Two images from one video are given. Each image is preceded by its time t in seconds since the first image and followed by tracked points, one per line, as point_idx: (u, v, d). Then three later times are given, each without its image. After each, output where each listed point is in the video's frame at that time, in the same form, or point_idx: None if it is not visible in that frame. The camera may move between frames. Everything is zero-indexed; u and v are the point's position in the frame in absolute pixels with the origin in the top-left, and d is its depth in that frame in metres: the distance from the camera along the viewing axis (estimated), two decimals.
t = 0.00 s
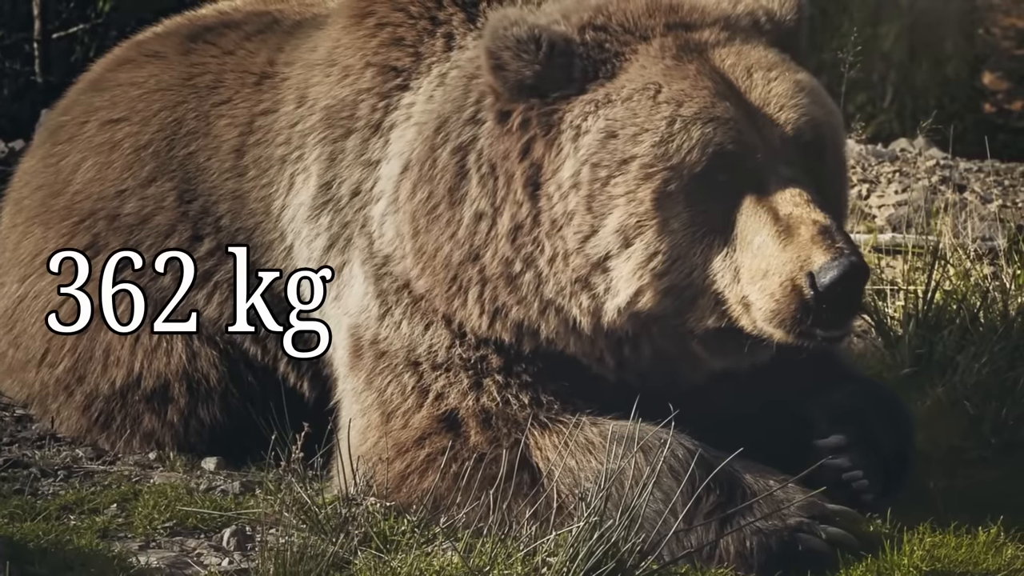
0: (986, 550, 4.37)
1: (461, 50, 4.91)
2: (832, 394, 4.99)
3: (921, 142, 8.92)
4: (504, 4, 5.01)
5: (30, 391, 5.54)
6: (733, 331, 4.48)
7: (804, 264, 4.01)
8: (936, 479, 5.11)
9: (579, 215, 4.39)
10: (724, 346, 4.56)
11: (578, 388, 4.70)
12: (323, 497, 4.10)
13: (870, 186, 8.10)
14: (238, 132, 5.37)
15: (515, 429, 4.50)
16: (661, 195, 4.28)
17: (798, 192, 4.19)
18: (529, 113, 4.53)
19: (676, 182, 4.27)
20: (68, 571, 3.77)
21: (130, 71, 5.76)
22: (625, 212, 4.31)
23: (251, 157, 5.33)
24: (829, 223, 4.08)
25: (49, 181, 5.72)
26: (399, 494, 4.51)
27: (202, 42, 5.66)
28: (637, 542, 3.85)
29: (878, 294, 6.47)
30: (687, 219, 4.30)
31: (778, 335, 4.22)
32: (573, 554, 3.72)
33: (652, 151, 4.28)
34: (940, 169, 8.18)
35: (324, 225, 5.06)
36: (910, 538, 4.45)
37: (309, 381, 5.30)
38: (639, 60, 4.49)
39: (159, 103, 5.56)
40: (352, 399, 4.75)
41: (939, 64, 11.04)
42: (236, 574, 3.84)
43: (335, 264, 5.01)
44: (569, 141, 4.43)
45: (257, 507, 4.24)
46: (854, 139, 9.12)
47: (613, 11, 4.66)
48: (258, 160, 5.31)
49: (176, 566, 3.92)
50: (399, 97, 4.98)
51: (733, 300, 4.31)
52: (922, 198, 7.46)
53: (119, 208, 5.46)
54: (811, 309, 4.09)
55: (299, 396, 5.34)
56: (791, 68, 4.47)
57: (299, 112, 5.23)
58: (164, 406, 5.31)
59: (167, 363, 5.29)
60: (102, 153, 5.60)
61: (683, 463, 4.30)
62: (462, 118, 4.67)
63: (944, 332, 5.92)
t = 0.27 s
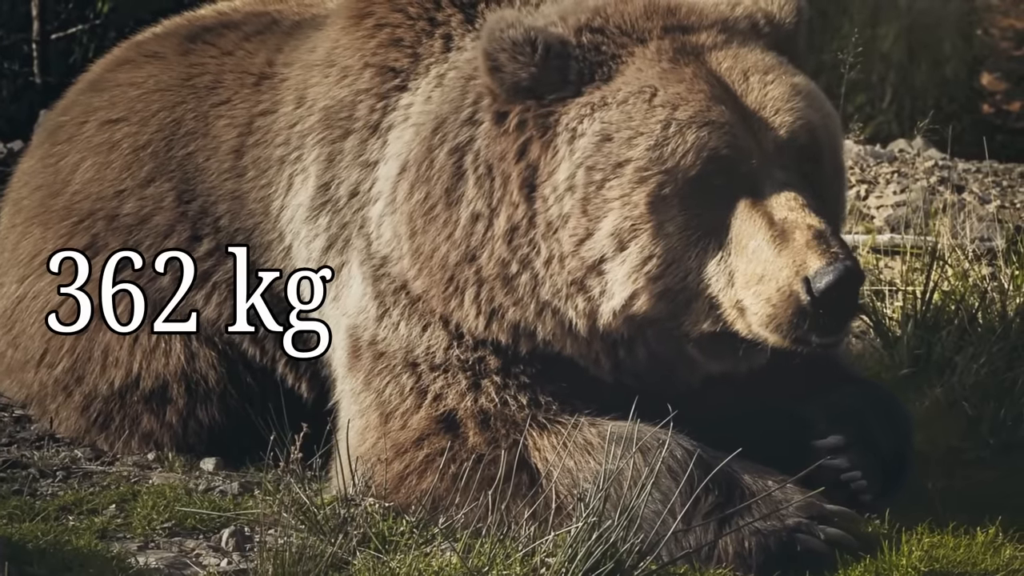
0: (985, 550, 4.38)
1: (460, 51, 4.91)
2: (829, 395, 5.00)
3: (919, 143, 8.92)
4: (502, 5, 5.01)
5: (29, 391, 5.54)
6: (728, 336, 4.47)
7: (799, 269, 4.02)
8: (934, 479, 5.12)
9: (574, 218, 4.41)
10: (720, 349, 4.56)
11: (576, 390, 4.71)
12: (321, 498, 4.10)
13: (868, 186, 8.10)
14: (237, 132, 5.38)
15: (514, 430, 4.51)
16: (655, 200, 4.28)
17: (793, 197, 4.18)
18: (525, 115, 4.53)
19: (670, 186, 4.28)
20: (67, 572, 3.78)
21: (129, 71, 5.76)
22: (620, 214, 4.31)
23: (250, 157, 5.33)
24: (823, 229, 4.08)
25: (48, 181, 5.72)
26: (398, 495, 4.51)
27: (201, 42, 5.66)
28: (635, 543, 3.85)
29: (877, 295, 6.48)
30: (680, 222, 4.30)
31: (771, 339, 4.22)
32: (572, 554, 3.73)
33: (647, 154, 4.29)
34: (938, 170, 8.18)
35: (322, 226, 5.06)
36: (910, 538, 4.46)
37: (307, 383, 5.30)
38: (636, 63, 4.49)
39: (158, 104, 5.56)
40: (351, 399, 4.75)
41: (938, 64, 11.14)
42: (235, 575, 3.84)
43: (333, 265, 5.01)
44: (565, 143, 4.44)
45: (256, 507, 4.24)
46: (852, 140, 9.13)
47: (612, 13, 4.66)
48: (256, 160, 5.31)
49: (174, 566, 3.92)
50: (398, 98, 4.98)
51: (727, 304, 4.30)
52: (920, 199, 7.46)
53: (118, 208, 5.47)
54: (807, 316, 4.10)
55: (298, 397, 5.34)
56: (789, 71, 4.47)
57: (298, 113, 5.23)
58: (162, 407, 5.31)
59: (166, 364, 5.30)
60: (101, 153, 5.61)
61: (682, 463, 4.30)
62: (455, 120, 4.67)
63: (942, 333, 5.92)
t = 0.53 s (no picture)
0: (984, 550, 4.38)
1: (458, 52, 4.91)
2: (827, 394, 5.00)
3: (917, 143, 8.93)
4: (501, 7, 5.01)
5: (27, 392, 5.54)
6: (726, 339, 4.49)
7: (799, 273, 3.99)
8: (932, 479, 5.13)
9: (571, 220, 4.41)
10: (718, 353, 4.57)
11: (575, 390, 4.71)
12: (320, 498, 4.10)
13: (866, 187, 8.09)
14: (235, 133, 5.38)
15: (512, 431, 4.51)
16: (653, 204, 4.29)
17: (791, 201, 4.18)
18: (523, 117, 4.54)
19: (668, 190, 4.28)
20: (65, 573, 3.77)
21: (127, 72, 5.76)
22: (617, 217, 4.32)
23: (248, 157, 5.33)
24: (821, 233, 4.07)
25: (46, 181, 5.72)
26: (397, 496, 4.51)
27: (199, 43, 5.66)
28: (634, 543, 3.85)
29: (875, 296, 6.49)
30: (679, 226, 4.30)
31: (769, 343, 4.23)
32: (571, 555, 3.73)
33: (645, 158, 4.30)
34: (936, 171, 8.19)
35: (321, 226, 5.06)
36: (909, 538, 4.46)
37: (304, 385, 5.31)
38: (634, 66, 4.50)
39: (156, 104, 5.56)
40: (349, 399, 4.75)
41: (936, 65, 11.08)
42: None
43: (332, 265, 5.01)
44: (563, 147, 4.45)
45: (254, 508, 4.24)
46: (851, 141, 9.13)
47: (610, 14, 4.66)
48: (255, 161, 5.31)
49: (173, 567, 3.93)
50: (396, 98, 4.98)
51: (725, 309, 4.31)
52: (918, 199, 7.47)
53: (116, 209, 5.46)
54: (808, 321, 4.08)
55: (295, 399, 5.34)
56: (788, 75, 4.48)
57: (297, 114, 5.23)
58: (161, 408, 5.31)
59: (164, 365, 5.30)
60: (99, 154, 5.60)
61: (680, 464, 4.31)
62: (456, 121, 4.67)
63: (940, 334, 5.92)
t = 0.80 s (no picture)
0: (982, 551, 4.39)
1: (457, 53, 4.90)
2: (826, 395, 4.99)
3: (915, 144, 8.94)
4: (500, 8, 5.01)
5: (26, 392, 5.55)
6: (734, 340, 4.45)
7: (813, 274, 4.00)
8: (930, 480, 5.13)
9: (582, 221, 4.35)
10: (726, 354, 4.54)
11: (574, 390, 4.71)
12: (318, 499, 4.11)
13: (865, 187, 8.09)
14: (233, 133, 5.38)
15: (510, 432, 4.54)
16: (665, 204, 4.23)
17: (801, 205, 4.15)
18: (528, 119, 4.49)
19: (680, 191, 4.22)
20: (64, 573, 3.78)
21: (126, 72, 5.76)
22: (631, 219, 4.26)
23: (246, 158, 5.33)
24: (833, 234, 4.06)
25: (45, 182, 5.72)
26: (395, 496, 4.55)
27: (198, 43, 5.66)
28: (632, 544, 3.85)
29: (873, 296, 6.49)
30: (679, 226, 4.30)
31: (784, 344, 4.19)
32: (569, 555, 3.73)
33: (656, 158, 4.24)
34: (935, 171, 8.19)
35: (319, 227, 5.07)
36: (907, 538, 4.47)
37: (302, 386, 5.31)
38: (640, 67, 4.46)
39: (155, 105, 5.56)
40: (348, 400, 4.75)
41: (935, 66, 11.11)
42: None
43: (330, 266, 5.01)
44: (571, 148, 4.39)
45: (253, 508, 4.24)
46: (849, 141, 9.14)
47: (609, 15, 4.65)
48: (253, 161, 5.32)
49: (171, 568, 3.94)
50: (395, 99, 4.98)
51: (736, 310, 4.26)
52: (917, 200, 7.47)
53: (115, 209, 5.46)
54: (818, 322, 4.10)
55: (293, 400, 5.35)
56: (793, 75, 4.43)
57: (295, 115, 5.23)
58: (159, 409, 5.31)
59: (163, 366, 5.30)
60: (98, 154, 5.60)
61: (678, 465, 4.31)
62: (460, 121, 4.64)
63: (938, 334, 5.92)
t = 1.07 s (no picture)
0: (979, 550, 4.40)
1: (455, 55, 4.89)
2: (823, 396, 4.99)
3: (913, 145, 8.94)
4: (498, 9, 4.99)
5: (25, 394, 5.56)
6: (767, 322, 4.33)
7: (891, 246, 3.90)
8: (928, 479, 5.13)
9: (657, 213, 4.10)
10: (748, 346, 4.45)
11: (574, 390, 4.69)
12: (317, 499, 4.11)
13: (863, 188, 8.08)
14: (232, 135, 5.38)
15: (509, 432, 4.54)
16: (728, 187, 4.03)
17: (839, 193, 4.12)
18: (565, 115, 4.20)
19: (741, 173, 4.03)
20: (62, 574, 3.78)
21: (124, 74, 5.74)
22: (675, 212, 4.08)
23: (244, 160, 5.34)
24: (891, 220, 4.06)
25: (44, 184, 5.71)
26: (393, 497, 4.56)
27: (197, 45, 5.61)
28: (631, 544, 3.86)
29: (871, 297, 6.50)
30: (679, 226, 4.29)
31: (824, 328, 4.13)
32: (567, 556, 3.73)
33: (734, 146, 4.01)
34: (933, 172, 8.19)
35: (317, 228, 5.07)
36: (905, 537, 4.48)
37: (300, 386, 5.32)
38: (681, 57, 4.14)
39: (154, 106, 5.55)
40: (347, 400, 4.76)
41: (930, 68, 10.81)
42: None
43: (327, 267, 5.02)
44: (634, 143, 4.09)
45: (252, 509, 4.24)
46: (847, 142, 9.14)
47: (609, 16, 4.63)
48: (251, 163, 5.33)
49: (169, 569, 3.94)
50: (393, 101, 4.99)
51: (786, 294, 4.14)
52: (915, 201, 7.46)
53: (114, 211, 5.46)
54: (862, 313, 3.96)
55: (291, 401, 5.35)
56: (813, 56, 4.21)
57: (293, 116, 5.24)
58: (158, 409, 5.32)
59: (161, 366, 5.30)
60: (97, 156, 5.59)
61: (677, 465, 4.31)
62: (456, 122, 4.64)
63: (937, 334, 5.90)
